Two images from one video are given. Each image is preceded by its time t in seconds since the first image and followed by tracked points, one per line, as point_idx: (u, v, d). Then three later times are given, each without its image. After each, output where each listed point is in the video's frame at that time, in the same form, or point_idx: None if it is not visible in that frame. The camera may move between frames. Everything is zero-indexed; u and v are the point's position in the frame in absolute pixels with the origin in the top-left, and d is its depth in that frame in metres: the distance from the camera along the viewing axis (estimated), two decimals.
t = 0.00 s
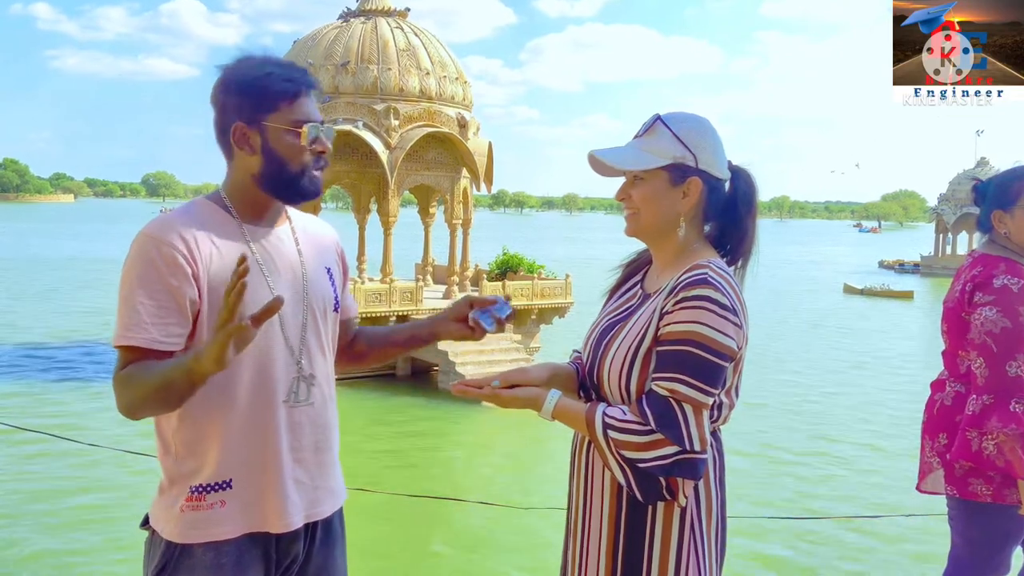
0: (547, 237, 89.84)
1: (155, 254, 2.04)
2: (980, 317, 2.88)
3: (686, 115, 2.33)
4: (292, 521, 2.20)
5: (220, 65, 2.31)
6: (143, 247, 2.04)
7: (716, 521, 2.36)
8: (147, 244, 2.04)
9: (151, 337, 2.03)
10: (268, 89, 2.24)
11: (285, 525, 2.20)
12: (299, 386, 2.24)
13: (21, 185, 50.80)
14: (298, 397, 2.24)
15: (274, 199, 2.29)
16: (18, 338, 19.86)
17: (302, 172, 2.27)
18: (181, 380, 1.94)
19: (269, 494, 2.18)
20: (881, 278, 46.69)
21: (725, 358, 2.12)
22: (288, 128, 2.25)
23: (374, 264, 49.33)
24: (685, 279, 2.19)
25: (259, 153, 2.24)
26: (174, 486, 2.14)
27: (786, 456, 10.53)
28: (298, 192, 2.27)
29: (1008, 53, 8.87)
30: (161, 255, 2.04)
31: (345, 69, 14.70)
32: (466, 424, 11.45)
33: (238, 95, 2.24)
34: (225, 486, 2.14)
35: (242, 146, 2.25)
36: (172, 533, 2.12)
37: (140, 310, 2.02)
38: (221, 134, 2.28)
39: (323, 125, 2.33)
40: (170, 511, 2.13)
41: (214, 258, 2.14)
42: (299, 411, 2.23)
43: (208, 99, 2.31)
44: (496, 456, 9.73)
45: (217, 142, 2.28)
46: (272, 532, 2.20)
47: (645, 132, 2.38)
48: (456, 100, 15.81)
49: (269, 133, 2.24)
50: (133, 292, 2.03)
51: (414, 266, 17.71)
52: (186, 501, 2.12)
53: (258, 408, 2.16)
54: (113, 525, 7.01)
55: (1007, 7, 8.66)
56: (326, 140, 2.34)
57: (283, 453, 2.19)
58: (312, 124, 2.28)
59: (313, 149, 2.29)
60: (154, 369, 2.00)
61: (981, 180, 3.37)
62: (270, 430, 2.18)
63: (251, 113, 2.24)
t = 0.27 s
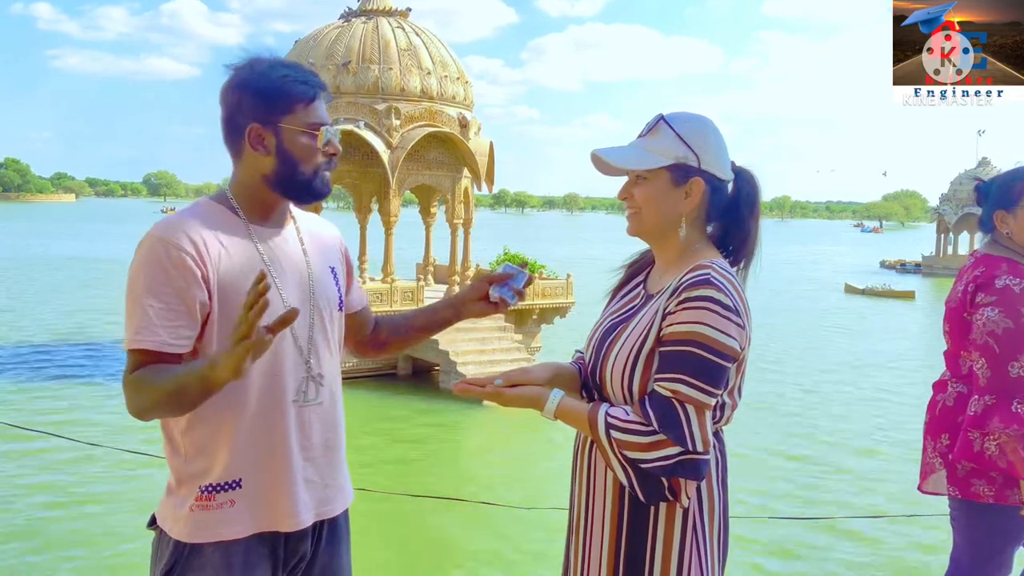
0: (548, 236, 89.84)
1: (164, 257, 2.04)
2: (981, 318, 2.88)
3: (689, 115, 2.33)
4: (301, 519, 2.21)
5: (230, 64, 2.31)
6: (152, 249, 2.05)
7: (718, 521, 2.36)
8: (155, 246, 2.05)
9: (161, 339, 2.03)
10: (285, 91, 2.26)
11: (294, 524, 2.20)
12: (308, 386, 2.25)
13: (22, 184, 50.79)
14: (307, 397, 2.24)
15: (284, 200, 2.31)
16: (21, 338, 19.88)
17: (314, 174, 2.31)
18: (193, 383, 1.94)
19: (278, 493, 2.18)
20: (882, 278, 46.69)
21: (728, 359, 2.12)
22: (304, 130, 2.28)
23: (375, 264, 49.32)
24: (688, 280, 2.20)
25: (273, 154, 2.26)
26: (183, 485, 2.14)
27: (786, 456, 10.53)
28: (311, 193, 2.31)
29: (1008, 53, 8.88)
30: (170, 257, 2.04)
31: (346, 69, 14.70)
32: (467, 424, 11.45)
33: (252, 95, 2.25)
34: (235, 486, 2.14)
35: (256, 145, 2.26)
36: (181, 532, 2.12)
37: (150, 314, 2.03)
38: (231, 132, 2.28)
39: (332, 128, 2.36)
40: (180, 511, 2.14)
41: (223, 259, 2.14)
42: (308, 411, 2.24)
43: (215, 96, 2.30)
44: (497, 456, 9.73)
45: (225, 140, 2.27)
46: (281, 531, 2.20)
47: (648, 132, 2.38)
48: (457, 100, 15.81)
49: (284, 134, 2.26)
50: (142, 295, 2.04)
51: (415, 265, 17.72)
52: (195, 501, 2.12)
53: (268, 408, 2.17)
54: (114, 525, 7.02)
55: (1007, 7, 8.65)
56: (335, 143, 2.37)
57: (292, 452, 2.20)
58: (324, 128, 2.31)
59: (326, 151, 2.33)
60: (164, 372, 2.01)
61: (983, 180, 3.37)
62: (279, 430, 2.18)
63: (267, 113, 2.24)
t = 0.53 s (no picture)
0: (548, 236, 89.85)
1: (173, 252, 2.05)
2: (982, 318, 2.89)
3: (690, 115, 2.34)
4: (306, 516, 2.22)
5: (241, 66, 2.32)
6: (161, 244, 2.05)
7: (719, 520, 2.37)
8: (165, 241, 2.05)
9: (172, 333, 2.03)
10: (295, 92, 2.26)
11: (298, 521, 2.21)
12: (312, 383, 2.25)
13: (21, 183, 50.75)
14: (312, 394, 2.25)
15: (293, 200, 2.31)
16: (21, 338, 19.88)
17: (323, 175, 2.30)
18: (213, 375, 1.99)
19: (283, 491, 2.19)
20: (882, 278, 46.72)
21: (729, 358, 2.12)
22: (313, 131, 2.27)
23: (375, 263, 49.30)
24: (689, 279, 2.20)
25: (282, 155, 2.26)
26: (188, 482, 2.15)
27: (786, 456, 10.53)
28: (320, 194, 2.30)
29: (1008, 53, 8.88)
30: (180, 253, 2.05)
31: (346, 69, 14.70)
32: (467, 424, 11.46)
33: (261, 95, 2.25)
34: (240, 482, 2.14)
35: (265, 146, 2.25)
36: (186, 529, 2.13)
37: (161, 308, 2.03)
38: (241, 133, 2.28)
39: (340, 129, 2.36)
40: (185, 507, 2.14)
41: (232, 256, 2.15)
42: (313, 409, 2.24)
43: (225, 96, 2.31)
44: (497, 456, 9.73)
45: (235, 141, 2.28)
46: (285, 527, 2.20)
47: (650, 130, 2.38)
48: (458, 100, 15.82)
49: (294, 134, 2.26)
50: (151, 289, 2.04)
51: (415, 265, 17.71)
52: (200, 497, 2.12)
53: (274, 404, 2.17)
54: (115, 523, 7.02)
55: (1006, 7, 8.65)
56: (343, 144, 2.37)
57: (297, 450, 2.20)
58: (333, 129, 2.31)
59: (334, 152, 2.33)
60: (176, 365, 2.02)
61: (984, 180, 3.37)
62: (285, 427, 2.19)
63: (276, 114, 2.24)
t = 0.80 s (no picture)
0: (548, 237, 89.85)
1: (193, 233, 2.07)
2: (980, 319, 2.89)
3: (690, 116, 2.34)
4: (304, 510, 2.21)
5: (263, 72, 2.28)
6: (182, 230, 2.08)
7: (718, 521, 2.37)
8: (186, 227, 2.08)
9: (215, 296, 2.00)
10: (318, 97, 2.19)
11: (297, 515, 2.21)
12: (321, 381, 2.22)
13: (21, 183, 50.76)
14: (320, 392, 2.22)
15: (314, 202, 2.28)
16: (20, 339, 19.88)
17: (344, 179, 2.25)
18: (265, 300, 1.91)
19: (282, 486, 2.19)
20: (882, 279, 46.78)
21: (729, 358, 2.13)
22: (334, 136, 2.21)
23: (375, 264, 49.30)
24: (689, 279, 2.21)
25: (304, 159, 2.21)
26: (194, 468, 2.19)
27: (786, 457, 10.53)
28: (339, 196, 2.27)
29: (1008, 53, 8.88)
30: (203, 229, 2.08)
31: (347, 69, 14.71)
32: (467, 425, 11.46)
33: (283, 100, 2.20)
34: (241, 473, 2.16)
35: (287, 150, 2.21)
36: (188, 513, 2.18)
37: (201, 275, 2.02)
38: (263, 137, 2.23)
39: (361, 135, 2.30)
40: (189, 492, 2.19)
41: (253, 247, 2.17)
42: (320, 405, 2.22)
43: (250, 99, 2.26)
44: (497, 456, 9.73)
45: (256, 145, 2.23)
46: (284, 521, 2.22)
47: (650, 131, 2.39)
48: (458, 101, 15.84)
49: (315, 139, 2.20)
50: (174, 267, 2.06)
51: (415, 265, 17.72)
52: (203, 485, 2.16)
53: (280, 393, 2.16)
54: (116, 524, 7.03)
55: (1006, 7, 8.66)
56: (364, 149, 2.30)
57: (299, 446, 2.19)
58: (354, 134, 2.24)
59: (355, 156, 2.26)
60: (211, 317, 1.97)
61: (983, 180, 3.38)
62: (290, 416, 2.17)
63: (298, 119, 2.18)
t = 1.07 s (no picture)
0: (548, 238, 89.85)
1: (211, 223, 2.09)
2: (979, 319, 2.89)
3: (685, 117, 2.34)
4: (305, 509, 2.20)
5: (289, 75, 2.26)
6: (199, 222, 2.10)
7: (717, 522, 2.37)
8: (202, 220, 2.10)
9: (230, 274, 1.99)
10: (341, 103, 2.17)
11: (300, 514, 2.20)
12: (331, 382, 2.23)
13: (20, 184, 50.75)
14: (331, 393, 2.22)
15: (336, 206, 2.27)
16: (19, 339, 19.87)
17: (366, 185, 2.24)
18: (282, 265, 1.89)
19: (286, 484, 2.18)
20: (881, 279, 46.79)
21: (727, 359, 2.13)
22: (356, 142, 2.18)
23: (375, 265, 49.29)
24: (686, 280, 2.20)
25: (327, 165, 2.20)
26: (202, 458, 2.19)
27: (786, 458, 10.53)
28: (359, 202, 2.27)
29: (1008, 53, 8.87)
30: (221, 215, 2.11)
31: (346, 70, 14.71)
32: (467, 426, 11.45)
33: (308, 104, 2.17)
34: (248, 467, 2.16)
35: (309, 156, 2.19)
36: (194, 502, 2.18)
37: (217, 253, 2.03)
38: (285, 140, 2.22)
39: (382, 139, 2.29)
40: (195, 482, 2.19)
41: (268, 237, 2.19)
42: (329, 406, 2.22)
43: (273, 102, 2.24)
44: (496, 457, 9.73)
45: (278, 148, 2.21)
46: (288, 519, 2.22)
47: (646, 132, 2.38)
48: (457, 102, 15.84)
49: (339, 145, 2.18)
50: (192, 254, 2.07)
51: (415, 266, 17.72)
52: (210, 475, 2.17)
53: (289, 388, 2.15)
54: (117, 525, 7.02)
55: (1006, 7, 8.64)
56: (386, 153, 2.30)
57: (305, 444, 2.19)
58: (376, 139, 2.23)
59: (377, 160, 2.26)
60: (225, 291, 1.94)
61: (982, 180, 3.38)
62: (299, 411, 2.17)
63: (321, 124, 2.16)
